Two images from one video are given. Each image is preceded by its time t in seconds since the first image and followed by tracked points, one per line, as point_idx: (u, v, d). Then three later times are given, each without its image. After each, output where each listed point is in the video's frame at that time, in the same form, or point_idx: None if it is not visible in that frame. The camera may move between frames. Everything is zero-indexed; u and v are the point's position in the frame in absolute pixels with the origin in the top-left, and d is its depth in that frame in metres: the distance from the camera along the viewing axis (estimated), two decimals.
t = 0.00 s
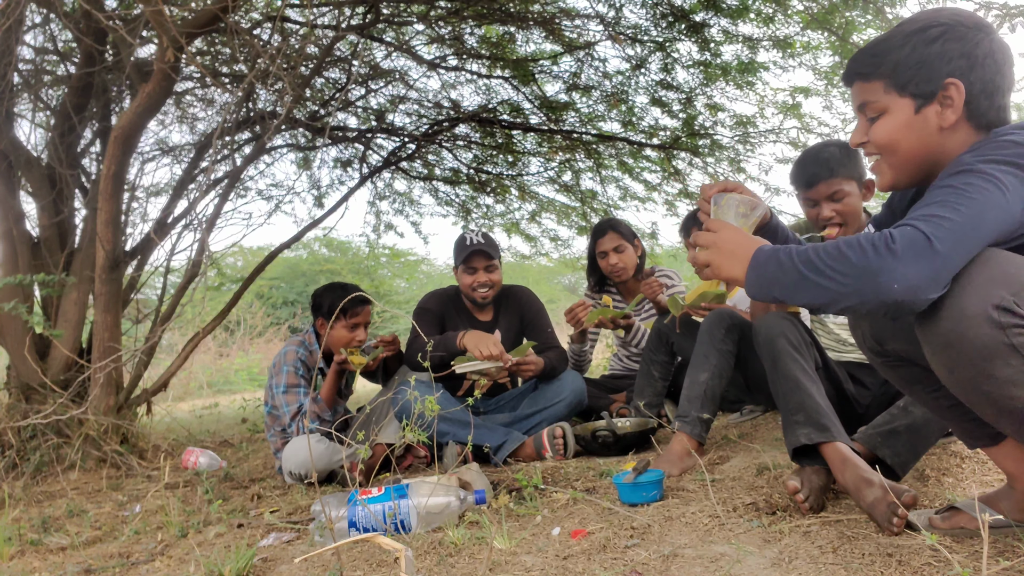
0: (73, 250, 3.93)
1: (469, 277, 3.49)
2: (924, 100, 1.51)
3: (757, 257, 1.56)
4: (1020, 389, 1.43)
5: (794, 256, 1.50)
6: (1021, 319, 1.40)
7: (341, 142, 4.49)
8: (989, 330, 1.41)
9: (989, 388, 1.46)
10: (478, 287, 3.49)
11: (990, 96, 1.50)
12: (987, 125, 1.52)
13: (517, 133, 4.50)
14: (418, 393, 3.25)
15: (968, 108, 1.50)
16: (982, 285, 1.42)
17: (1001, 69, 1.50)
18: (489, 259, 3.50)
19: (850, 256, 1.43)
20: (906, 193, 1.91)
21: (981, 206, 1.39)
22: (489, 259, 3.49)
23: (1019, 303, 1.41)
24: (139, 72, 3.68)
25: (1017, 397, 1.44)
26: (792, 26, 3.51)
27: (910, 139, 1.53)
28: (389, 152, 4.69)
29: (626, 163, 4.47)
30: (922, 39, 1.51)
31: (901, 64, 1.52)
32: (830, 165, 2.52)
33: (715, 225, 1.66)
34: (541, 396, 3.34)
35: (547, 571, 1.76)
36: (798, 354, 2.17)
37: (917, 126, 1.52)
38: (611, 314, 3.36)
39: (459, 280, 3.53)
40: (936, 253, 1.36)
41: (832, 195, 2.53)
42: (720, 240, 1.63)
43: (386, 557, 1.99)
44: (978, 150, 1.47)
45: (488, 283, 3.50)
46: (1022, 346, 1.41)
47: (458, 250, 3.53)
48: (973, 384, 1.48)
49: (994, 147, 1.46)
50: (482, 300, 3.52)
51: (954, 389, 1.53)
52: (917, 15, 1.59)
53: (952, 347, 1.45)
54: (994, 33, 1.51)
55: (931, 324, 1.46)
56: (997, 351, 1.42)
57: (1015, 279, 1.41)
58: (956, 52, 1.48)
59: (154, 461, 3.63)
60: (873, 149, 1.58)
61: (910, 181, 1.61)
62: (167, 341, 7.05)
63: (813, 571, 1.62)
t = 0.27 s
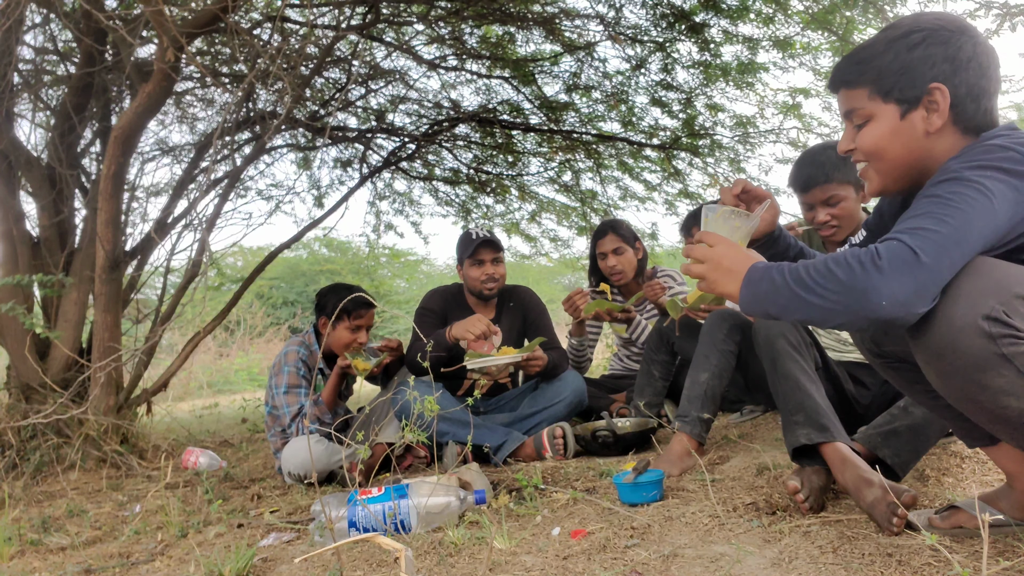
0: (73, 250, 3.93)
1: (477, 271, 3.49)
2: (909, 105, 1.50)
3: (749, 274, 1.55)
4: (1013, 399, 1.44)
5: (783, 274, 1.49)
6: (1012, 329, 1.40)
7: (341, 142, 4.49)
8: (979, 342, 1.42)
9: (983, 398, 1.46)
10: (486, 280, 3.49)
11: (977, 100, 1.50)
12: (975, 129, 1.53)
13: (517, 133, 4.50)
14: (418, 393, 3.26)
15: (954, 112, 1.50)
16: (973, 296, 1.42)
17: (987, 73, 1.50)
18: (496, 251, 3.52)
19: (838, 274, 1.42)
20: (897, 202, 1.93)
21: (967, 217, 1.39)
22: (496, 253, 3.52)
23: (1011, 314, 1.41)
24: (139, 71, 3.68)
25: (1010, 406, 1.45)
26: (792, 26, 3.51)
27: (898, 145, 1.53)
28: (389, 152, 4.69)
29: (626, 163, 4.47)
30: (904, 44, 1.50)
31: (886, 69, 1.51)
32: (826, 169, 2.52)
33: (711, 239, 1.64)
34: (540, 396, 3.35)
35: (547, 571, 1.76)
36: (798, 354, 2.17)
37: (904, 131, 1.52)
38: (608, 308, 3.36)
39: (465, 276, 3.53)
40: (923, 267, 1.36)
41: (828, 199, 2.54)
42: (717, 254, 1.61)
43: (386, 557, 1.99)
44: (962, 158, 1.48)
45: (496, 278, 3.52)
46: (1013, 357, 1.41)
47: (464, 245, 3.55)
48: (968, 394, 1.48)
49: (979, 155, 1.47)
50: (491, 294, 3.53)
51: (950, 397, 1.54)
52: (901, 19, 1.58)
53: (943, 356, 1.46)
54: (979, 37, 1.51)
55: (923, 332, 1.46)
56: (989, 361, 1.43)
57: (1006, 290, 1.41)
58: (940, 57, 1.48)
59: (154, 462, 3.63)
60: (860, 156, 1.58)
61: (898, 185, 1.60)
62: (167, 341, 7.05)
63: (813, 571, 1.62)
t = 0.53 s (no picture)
0: (73, 250, 3.93)
1: (471, 272, 3.52)
2: (862, 122, 1.52)
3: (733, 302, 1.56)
4: (995, 421, 1.45)
5: (756, 311, 1.51)
6: (985, 355, 1.42)
7: (341, 142, 4.49)
8: (954, 368, 1.44)
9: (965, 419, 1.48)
10: (480, 281, 3.51)
11: (933, 112, 1.50)
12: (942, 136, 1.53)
13: (517, 133, 4.50)
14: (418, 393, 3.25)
15: (909, 127, 1.51)
16: (944, 324, 1.43)
17: (944, 85, 1.49)
18: (490, 251, 3.53)
19: (806, 315, 1.45)
20: (877, 207, 1.94)
21: (932, 244, 1.37)
22: (490, 253, 3.52)
23: (983, 340, 1.42)
24: (139, 72, 3.68)
25: (993, 428, 1.46)
26: (791, 26, 3.51)
27: (855, 160, 1.55)
28: (388, 152, 4.69)
29: (625, 163, 4.47)
30: (856, 61, 1.52)
31: (839, 88, 1.53)
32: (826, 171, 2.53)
33: (698, 259, 1.65)
34: (540, 395, 3.35)
35: (547, 571, 1.76)
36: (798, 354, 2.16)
37: (860, 147, 1.54)
38: (605, 302, 3.39)
39: (461, 277, 3.56)
40: (888, 309, 1.37)
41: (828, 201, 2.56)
42: (700, 275, 1.62)
43: (386, 557, 1.99)
44: (932, 174, 1.46)
45: (490, 277, 3.53)
46: (989, 382, 1.42)
47: (461, 247, 3.58)
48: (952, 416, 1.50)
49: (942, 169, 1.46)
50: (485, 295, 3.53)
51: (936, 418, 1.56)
52: (863, 28, 1.57)
53: (922, 382, 1.48)
54: (935, 47, 1.49)
55: (900, 360, 1.49)
56: (966, 387, 1.44)
57: (976, 315, 1.42)
58: (892, 73, 1.48)
59: (154, 462, 3.63)
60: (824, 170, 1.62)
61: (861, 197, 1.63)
62: (167, 341, 7.05)
63: (813, 571, 1.62)
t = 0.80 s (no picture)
0: (73, 250, 3.93)
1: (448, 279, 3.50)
2: (805, 145, 1.56)
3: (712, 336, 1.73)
4: (939, 458, 1.58)
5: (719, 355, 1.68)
6: (910, 406, 1.54)
7: (341, 142, 4.49)
8: (885, 420, 1.58)
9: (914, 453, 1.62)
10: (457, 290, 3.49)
11: (875, 126, 1.50)
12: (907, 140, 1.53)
13: (517, 133, 4.50)
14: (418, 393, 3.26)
15: (852, 143, 1.52)
16: (868, 382, 1.56)
17: (881, 101, 1.49)
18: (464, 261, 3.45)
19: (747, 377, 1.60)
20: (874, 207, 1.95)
21: (849, 316, 1.44)
22: (460, 262, 3.44)
23: (906, 393, 1.54)
24: (139, 72, 3.69)
25: (937, 462, 1.60)
26: (791, 26, 3.51)
27: (805, 179, 1.61)
28: (388, 152, 4.69)
29: (626, 163, 4.47)
30: (789, 86, 1.55)
31: (778, 114, 1.58)
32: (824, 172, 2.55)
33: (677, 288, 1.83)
34: (541, 395, 3.35)
35: (547, 571, 1.76)
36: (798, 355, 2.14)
37: (807, 168, 1.59)
38: (601, 302, 3.42)
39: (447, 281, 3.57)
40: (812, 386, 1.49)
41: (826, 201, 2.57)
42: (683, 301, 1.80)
43: (386, 557, 1.99)
44: (866, 219, 1.49)
45: (462, 287, 3.48)
46: (921, 429, 1.55)
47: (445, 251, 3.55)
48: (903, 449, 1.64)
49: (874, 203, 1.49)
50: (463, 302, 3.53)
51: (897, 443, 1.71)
52: (805, 42, 1.58)
53: (866, 427, 1.64)
54: (869, 61, 1.48)
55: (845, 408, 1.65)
56: (901, 434, 1.59)
57: (898, 370, 1.53)
58: (825, 96, 1.50)
59: (154, 462, 3.63)
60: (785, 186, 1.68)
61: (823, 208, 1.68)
62: (167, 341, 7.05)
63: (813, 572, 1.62)
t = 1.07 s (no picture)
0: (73, 250, 3.93)
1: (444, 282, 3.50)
2: (794, 128, 1.56)
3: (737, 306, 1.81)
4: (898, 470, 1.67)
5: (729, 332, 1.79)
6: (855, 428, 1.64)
7: (341, 142, 4.49)
8: (837, 439, 1.69)
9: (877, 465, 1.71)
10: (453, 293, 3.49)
11: (861, 110, 1.49)
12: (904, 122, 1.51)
13: (517, 133, 4.50)
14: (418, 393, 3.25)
15: (840, 126, 1.51)
16: (815, 406, 1.67)
17: (867, 83, 1.47)
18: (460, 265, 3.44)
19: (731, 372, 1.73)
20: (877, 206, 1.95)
21: (795, 339, 1.54)
22: (455, 264, 3.42)
23: (849, 415, 1.63)
24: (139, 71, 3.69)
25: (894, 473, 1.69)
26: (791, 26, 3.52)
27: (797, 160, 1.61)
28: (388, 152, 4.69)
29: (626, 163, 4.47)
30: (775, 69, 1.54)
31: (766, 96, 1.57)
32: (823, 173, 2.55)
33: (721, 264, 1.93)
34: (541, 395, 3.34)
35: (547, 571, 1.76)
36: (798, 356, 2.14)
37: (798, 149, 1.58)
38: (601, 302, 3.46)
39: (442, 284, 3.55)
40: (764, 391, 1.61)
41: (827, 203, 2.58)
42: (719, 276, 1.90)
43: (386, 557, 1.99)
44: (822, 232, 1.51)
45: (458, 291, 3.48)
46: (870, 448, 1.66)
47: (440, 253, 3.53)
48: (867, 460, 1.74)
49: (846, 198, 1.50)
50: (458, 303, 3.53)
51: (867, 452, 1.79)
52: (791, 18, 1.55)
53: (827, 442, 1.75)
54: (858, 41, 1.46)
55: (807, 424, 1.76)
56: (855, 451, 1.69)
57: (839, 397, 1.62)
58: (812, 80, 1.49)
59: (154, 462, 3.63)
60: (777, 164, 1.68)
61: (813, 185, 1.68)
62: (167, 341, 7.04)
63: (813, 571, 1.62)
